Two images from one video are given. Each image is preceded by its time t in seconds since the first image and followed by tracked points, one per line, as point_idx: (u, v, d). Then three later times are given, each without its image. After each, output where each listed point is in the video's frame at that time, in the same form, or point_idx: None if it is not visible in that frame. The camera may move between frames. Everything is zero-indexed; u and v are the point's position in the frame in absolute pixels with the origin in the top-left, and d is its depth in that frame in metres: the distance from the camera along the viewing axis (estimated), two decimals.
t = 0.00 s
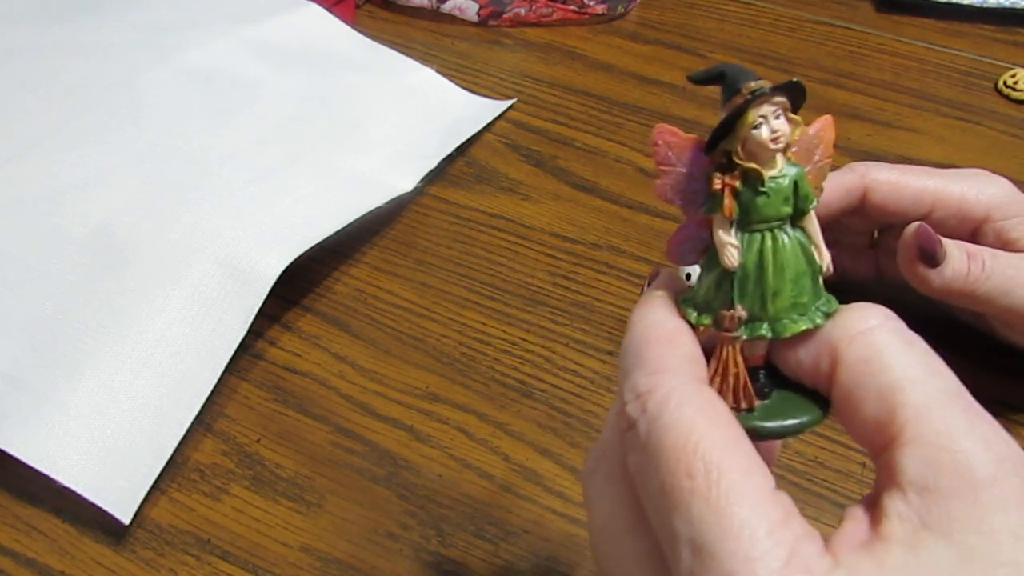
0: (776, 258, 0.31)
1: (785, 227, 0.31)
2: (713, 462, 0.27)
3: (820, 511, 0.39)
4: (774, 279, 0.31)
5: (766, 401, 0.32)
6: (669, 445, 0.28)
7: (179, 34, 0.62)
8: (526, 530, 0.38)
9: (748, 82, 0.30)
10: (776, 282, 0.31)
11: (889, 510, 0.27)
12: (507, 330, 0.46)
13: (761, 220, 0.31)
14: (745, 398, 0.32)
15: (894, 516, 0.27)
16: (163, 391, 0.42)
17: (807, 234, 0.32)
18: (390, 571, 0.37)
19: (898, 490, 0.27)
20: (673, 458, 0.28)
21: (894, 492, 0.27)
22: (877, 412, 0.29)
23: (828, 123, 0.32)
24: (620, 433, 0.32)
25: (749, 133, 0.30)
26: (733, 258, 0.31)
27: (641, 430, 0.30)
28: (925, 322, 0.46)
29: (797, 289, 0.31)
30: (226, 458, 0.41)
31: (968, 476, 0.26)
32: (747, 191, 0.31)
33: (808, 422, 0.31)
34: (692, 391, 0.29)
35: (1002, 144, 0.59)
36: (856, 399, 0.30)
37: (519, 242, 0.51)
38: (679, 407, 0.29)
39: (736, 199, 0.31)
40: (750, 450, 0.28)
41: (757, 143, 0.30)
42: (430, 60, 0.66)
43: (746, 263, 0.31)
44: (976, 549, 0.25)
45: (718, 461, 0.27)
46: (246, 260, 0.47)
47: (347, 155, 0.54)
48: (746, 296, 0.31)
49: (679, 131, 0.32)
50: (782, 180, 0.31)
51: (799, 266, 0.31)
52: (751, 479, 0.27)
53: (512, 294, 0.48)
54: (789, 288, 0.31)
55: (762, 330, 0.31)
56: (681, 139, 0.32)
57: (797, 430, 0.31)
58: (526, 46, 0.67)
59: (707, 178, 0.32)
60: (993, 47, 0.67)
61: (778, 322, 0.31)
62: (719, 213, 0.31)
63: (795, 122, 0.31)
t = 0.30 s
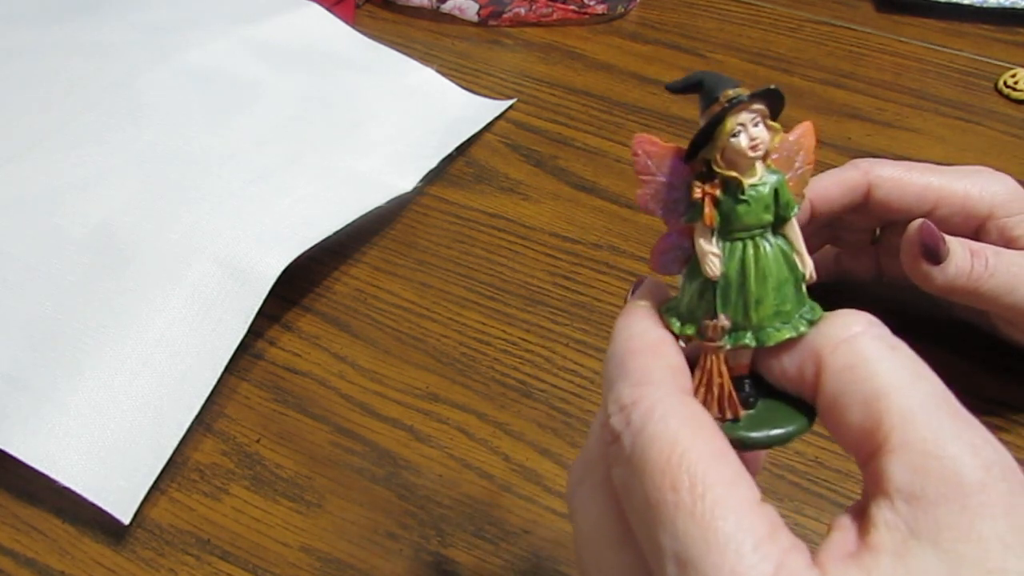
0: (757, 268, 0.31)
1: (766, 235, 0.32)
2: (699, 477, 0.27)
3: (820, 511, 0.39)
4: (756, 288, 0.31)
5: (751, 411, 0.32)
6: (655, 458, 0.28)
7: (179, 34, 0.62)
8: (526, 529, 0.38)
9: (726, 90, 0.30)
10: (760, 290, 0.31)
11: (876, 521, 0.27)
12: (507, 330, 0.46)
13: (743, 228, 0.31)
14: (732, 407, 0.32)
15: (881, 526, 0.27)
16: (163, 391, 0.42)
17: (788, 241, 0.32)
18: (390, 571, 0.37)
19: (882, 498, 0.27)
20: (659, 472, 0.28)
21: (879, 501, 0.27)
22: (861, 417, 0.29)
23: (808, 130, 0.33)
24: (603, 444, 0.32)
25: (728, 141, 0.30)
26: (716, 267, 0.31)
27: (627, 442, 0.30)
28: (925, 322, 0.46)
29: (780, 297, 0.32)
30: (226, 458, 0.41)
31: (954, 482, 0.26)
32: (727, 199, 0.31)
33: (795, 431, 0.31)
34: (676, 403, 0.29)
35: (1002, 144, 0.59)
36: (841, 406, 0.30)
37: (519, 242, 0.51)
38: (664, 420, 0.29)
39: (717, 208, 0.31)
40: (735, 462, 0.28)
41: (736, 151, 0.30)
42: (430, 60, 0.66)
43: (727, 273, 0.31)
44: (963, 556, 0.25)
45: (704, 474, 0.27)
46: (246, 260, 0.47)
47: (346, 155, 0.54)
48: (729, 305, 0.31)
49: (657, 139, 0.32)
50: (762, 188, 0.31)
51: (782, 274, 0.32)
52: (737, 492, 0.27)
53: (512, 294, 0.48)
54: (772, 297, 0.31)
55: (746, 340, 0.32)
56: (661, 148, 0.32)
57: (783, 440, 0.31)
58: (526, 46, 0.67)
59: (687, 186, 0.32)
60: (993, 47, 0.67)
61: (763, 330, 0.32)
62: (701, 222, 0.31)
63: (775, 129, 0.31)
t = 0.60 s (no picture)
0: (795, 252, 0.31)
1: (806, 215, 0.31)
2: (730, 482, 0.27)
3: (821, 511, 0.39)
4: (795, 275, 0.31)
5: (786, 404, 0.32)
6: (686, 460, 0.28)
7: (179, 34, 0.62)
8: (526, 529, 0.38)
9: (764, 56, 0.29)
10: (798, 276, 0.31)
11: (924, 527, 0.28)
12: (507, 330, 0.46)
13: (780, 209, 0.31)
14: (766, 402, 0.32)
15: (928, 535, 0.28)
16: (163, 391, 0.42)
17: (830, 221, 0.32)
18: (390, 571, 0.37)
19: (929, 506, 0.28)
20: (689, 474, 0.28)
21: (926, 510, 0.28)
22: (907, 422, 0.30)
23: (855, 98, 0.32)
24: (625, 437, 0.32)
25: (767, 111, 0.29)
26: (750, 252, 0.30)
27: (654, 440, 0.29)
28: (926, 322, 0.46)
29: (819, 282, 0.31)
30: (226, 458, 0.41)
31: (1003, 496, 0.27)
32: (764, 177, 0.30)
33: (830, 425, 0.32)
34: (706, 399, 0.29)
35: (1002, 144, 0.59)
36: (886, 407, 0.31)
37: (519, 242, 0.51)
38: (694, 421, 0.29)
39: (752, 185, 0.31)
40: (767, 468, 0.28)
41: (774, 122, 0.29)
42: (430, 60, 0.66)
43: (765, 257, 0.31)
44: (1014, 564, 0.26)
45: (738, 480, 0.27)
46: (246, 260, 0.47)
47: (346, 155, 0.54)
48: (765, 293, 0.31)
49: (688, 111, 0.32)
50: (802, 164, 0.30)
51: (822, 258, 0.31)
52: (769, 501, 0.27)
53: (512, 294, 0.48)
54: (811, 284, 0.31)
55: (781, 329, 0.31)
56: (693, 120, 0.32)
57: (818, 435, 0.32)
58: (526, 46, 0.67)
59: (718, 160, 0.32)
60: (993, 47, 0.67)
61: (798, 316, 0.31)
62: (734, 201, 0.31)
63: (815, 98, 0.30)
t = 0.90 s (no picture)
0: (729, 302, 0.31)
1: (737, 265, 0.31)
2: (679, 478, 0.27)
3: (820, 511, 0.39)
4: (732, 324, 0.31)
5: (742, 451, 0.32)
6: (631, 471, 0.27)
7: (179, 34, 0.62)
8: (526, 529, 0.38)
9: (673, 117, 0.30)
10: (733, 328, 0.31)
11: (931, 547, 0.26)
12: (507, 330, 0.46)
13: (710, 262, 0.31)
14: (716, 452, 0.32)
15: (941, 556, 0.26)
16: (163, 391, 0.42)
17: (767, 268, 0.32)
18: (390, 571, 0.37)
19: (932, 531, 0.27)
20: (639, 482, 0.27)
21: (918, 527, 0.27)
22: (876, 447, 0.28)
23: (785, 140, 0.33)
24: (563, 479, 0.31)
25: (683, 171, 0.30)
26: (684, 308, 0.30)
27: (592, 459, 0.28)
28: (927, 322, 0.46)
29: (759, 326, 0.31)
30: (226, 458, 0.41)
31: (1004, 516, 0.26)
32: (691, 233, 0.31)
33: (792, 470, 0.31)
34: (613, 405, 0.29)
35: (1002, 144, 0.59)
36: (850, 433, 0.29)
37: (519, 242, 0.51)
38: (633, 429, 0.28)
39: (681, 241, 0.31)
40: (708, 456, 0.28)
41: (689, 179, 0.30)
42: (430, 60, 0.66)
43: (699, 311, 0.31)
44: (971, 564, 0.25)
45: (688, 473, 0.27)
46: (246, 260, 0.47)
47: (346, 154, 0.54)
48: (703, 345, 0.31)
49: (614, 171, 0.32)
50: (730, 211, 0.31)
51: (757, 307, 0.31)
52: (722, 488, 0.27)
53: (512, 294, 0.48)
54: (748, 333, 0.31)
55: (724, 379, 0.31)
56: (620, 182, 0.32)
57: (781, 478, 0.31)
58: (526, 46, 0.67)
59: (650, 216, 0.32)
60: (993, 47, 0.67)
61: (741, 364, 0.31)
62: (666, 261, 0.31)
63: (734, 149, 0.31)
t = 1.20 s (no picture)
0: (734, 256, 0.31)
1: (741, 222, 0.32)
2: (654, 456, 0.27)
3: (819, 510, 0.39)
4: (737, 277, 0.31)
5: (743, 403, 0.32)
6: (617, 473, 0.28)
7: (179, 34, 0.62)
8: (526, 530, 0.38)
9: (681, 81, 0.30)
10: (739, 279, 0.31)
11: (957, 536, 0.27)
12: (506, 330, 0.46)
13: (716, 218, 0.32)
14: (722, 402, 0.31)
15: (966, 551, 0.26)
16: (163, 391, 0.42)
17: (770, 226, 0.32)
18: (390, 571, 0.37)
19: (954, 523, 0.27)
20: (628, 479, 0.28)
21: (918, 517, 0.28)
22: (899, 451, 0.28)
23: (786, 109, 0.34)
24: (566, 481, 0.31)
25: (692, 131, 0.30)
26: (692, 261, 0.31)
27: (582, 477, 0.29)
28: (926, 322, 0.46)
29: (763, 280, 0.32)
30: (226, 458, 0.41)
31: (1018, 511, 0.25)
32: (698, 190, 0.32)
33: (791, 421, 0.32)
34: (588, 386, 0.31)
35: (1001, 144, 0.59)
36: (878, 436, 0.29)
37: (519, 242, 0.51)
38: (593, 427, 0.29)
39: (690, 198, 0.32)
40: (666, 403, 0.29)
41: (697, 140, 0.30)
42: (430, 60, 0.66)
43: (706, 265, 0.31)
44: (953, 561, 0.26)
45: (656, 443, 0.27)
46: (246, 260, 0.47)
47: (346, 154, 0.54)
48: (710, 298, 0.32)
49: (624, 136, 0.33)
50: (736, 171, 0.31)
51: (761, 260, 0.32)
52: (691, 424, 0.28)
53: (512, 294, 0.48)
54: (753, 286, 0.31)
55: (731, 331, 0.32)
56: (628, 143, 0.33)
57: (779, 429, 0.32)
58: (526, 46, 0.67)
59: (657, 179, 0.33)
60: (992, 47, 0.67)
61: (747, 317, 0.32)
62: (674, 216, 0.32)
63: (739, 114, 0.31)
